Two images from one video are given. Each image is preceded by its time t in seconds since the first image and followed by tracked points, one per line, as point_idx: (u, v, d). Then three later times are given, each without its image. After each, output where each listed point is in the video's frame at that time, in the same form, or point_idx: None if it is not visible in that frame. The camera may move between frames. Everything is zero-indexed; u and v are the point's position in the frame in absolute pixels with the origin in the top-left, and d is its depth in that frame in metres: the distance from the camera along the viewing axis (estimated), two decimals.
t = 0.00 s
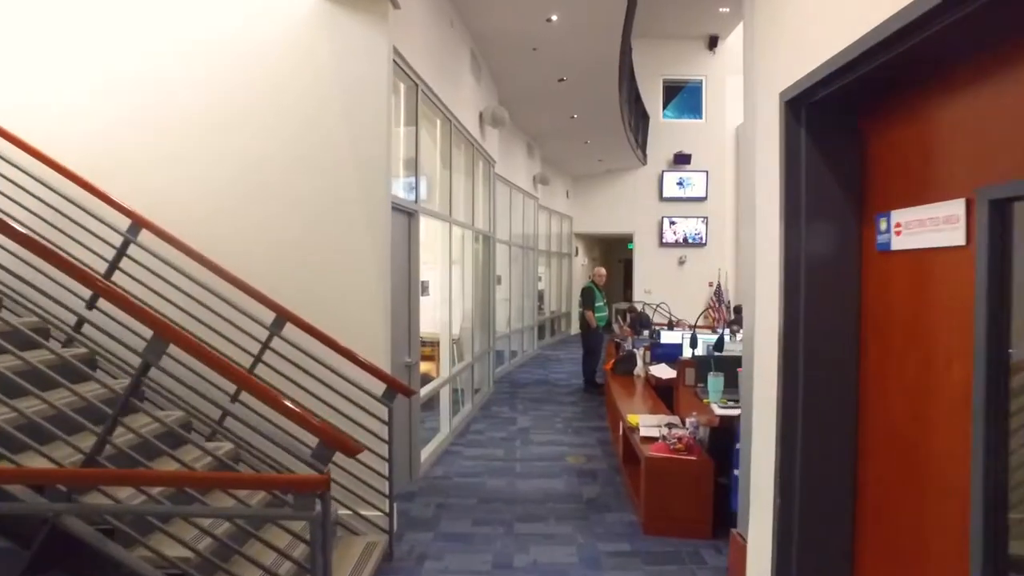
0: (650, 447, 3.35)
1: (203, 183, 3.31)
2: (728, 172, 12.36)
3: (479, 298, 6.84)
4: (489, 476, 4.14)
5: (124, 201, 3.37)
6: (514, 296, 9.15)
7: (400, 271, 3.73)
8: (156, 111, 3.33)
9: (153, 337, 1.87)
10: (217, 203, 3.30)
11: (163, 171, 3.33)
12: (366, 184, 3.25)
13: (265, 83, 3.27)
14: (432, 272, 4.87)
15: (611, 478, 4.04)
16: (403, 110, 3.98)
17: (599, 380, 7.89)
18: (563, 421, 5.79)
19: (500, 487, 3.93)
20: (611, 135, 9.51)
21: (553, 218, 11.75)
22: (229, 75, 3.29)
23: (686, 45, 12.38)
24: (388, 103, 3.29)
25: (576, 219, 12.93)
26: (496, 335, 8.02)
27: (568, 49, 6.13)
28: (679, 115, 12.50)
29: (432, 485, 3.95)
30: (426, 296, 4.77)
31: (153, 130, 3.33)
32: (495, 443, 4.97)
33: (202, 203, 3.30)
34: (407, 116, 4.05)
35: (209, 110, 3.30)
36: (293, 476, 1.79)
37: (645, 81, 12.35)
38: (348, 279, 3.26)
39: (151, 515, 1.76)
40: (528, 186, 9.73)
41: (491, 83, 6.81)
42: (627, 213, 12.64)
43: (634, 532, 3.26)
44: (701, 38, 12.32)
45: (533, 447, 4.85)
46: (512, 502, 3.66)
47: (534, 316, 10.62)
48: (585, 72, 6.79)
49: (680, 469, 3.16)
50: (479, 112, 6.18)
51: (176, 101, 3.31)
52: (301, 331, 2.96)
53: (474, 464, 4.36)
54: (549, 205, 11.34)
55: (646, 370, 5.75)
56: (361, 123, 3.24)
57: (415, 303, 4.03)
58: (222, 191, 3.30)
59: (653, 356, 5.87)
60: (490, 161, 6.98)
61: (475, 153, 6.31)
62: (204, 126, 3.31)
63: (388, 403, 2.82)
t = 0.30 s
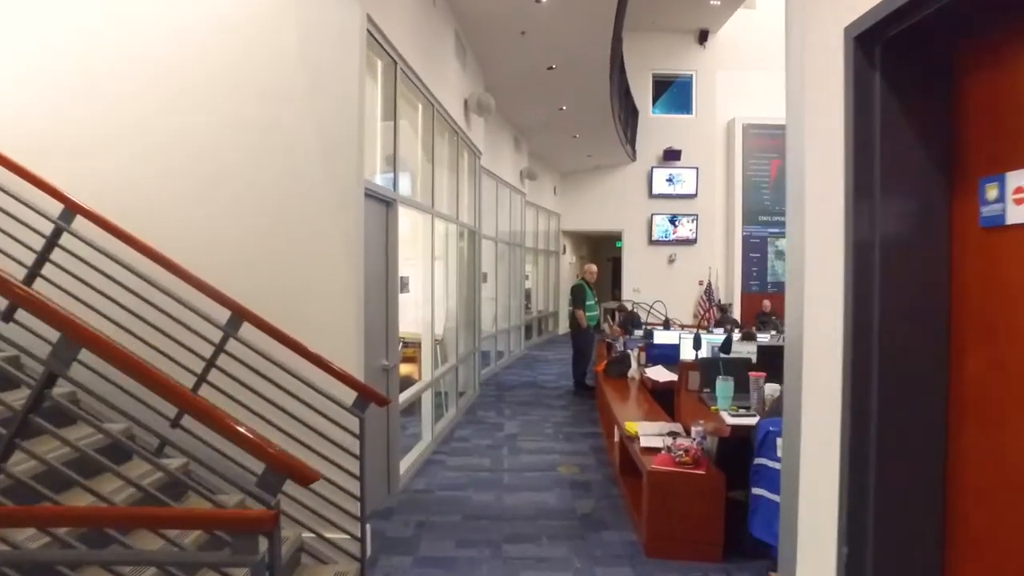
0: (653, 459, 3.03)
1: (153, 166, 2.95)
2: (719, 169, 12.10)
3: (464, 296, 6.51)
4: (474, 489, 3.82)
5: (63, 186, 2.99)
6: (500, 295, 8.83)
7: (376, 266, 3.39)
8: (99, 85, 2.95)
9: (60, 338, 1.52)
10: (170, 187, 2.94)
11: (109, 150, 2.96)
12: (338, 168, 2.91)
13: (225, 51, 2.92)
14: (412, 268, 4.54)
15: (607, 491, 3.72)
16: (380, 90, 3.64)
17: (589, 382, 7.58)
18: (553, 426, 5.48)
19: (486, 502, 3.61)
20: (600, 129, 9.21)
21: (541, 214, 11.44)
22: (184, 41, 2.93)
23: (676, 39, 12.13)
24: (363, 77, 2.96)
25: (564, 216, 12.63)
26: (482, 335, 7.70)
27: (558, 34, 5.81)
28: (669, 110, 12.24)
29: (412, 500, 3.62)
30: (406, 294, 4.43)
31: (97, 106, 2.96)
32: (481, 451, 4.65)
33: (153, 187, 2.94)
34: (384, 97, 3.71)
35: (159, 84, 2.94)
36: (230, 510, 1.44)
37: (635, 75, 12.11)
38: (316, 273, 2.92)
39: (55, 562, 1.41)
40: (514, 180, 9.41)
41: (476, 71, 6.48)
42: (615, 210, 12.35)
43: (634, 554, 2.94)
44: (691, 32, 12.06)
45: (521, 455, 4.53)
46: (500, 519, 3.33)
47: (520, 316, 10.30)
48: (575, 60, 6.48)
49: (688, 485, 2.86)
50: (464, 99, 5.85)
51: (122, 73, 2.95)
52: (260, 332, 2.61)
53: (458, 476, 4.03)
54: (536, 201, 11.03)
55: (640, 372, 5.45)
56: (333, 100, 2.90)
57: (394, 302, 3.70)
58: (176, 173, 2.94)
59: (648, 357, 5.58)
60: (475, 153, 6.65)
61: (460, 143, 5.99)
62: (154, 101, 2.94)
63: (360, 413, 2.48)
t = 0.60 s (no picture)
0: (651, 479, 2.74)
1: (86, 151, 2.58)
2: (704, 168, 11.90)
3: (444, 296, 6.19)
4: (454, 508, 3.51)
5: None
6: (481, 295, 8.51)
7: (344, 265, 3.07)
8: (23, 56, 2.57)
9: None
10: (108, 173, 2.58)
11: (37, 129, 2.58)
12: (301, 156, 2.59)
13: (171, 22, 2.57)
14: (386, 267, 4.20)
15: (599, 510, 3.44)
16: (349, 70, 3.31)
17: (574, 386, 7.30)
18: (537, 434, 5.19)
19: (466, 522, 3.31)
20: (585, 125, 8.94)
21: (523, 212, 11.14)
22: (125, 7, 2.57)
23: (661, 35, 11.91)
24: (328, 53, 2.64)
25: (547, 215, 12.36)
26: (462, 338, 7.38)
27: (544, 23, 5.49)
28: (654, 107, 12.02)
29: (386, 522, 3.30)
30: (380, 295, 4.12)
31: (18, 81, 2.57)
32: (461, 464, 4.34)
33: (88, 172, 2.58)
34: (354, 79, 3.38)
35: (94, 57, 2.57)
36: None
37: (619, 71, 11.87)
38: (276, 272, 2.59)
39: None
40: (496, 177, 9.10)
41: (457, 60, 6.16)
42: (599, 209, 12.07)
43: None
44: (676, 28, 11.84)
45: (504, 468, 4.22)
46: (482, 544, 3.03)
47: (502, 317, 9.98)
48: (560, 51, 6.19)
49: (692, 509, 2.57)
50: (444, 88, 5.54)
51: (49, 43, 2.57)
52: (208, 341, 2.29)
53: (436, 493, 3.72)
54: (518, 199, 10.72)
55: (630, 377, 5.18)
56: (296, 79, 2.59)
57: (365, 304, 3.37)
58: (116, 158, 2.59)
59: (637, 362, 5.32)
60: (456, 147, 6.33)
61: (440, 135, 5.65)
62: (88, 77, 2.58)
63: (322, 432, 2.18)
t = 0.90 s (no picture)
0: (624, 499, 2.49)
1: None
2: (670, 168, 11.79)
3: (402, 298, 5.88)
4: (409, 530, 3.22)
5: None
6: (443, 297, 8.22)
7: (285, 266, 2.77)
8: None
9: None
10: None
11: None
12: (230, 141, 2.25)
13: None
14: (338, 268, 3.90)
15: (566, 529, 3.19)
16: (295, 50, 3.00)
17: (539, 391, 7.07)
18: (500, 443, 4.93)
19: (423, 546, 3.02)
20: (550, 122, 8.71)
21: (487, 211, 10.87)
22: None
23: (628, 34, 11.77)
24: (261, 24, 2.31)
25: (511, 214, 12.12)
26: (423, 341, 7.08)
27: (510, 12, 5.23)
28: (621, 106, 11.88)
29: (333, 548, 3.01)
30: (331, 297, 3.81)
31: None
32: (420, 479, 4.04)
33: None
34: (301, 59, 3.07)
35: None
36: None
37: (585, 69, 11.67)
38: (199, 273, 2.25)
39: None
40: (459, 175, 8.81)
41: (417, 48, 5.86)
42: (565, 208, 11.85)
43: None
44: (643, 26, 11.71)
45: (465, 482, 3.95)
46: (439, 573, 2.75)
47: (465, 319, 9.69)
48: (527, 43, 5.93)
49: (672, 535, 2.33)
50: (403, 77, 5.23)
51: None
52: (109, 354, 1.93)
53: (391, 512, 3.43)
54: (483, 197, 10.45)
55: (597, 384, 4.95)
56: (224, 53, 2.24)
57: (312, 307, 3.07)
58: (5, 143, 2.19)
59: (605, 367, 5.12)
60: (416, 141, 6.02)
61: (399, 127, 5.35)
62: None
63: (251, 458, 1.87)
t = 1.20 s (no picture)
0: (588, 519, 2.29)
1: None
2: (627, 167, 11.71)
3: (352, 298, 5.58)
4: (353, 551, 2.95)
5: None
6: (396, 297, 7.92)
7: (207, 261, 2.46)
8: None
9: None
10: None
11: None
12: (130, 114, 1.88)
13: None
14: (277, 267, 3.60)
15: (524, 548, 2.97)
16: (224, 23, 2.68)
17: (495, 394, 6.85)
18: (455, 451, 4.68)
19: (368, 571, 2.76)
20: (507, 119, 8.50)
21: (442, 209, 10.60)
22: None
23: (586, 31, 11.62)
24: None
25: (467, 212, 11.87)
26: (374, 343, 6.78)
27: None
28: (579, 104, 11.74)
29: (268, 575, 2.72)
30: (269, 298, 3.51)
31: None
32: (367, 493, 3.77)
33: None
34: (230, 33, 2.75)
35: None
36: None
37: (542, 66, 11.49)
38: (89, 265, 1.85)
39: None
40: (413, 171, 8.52)
41: (366, 35, 5.55)
42: (522, 207, 11.65)
43: None
44: (601, 24, 11.59)
45: (416, 496, 3.69)
46: None
47: (419, 319, 9.41)
48: (484, 34, 5.69)
49: (640, 559, 2.13)
50: (352, 64, 4.93)
51: None
52: None
53: (334, 532, 3.16)
54: (437, 194, 10.17)
55: (555, 388, 4.76)
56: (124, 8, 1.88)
57: (244, 308, 2.78)
58: None
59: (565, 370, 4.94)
60: (366, 133, 5.72)
61: (347, 117, 5.04)
62: None
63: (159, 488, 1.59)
